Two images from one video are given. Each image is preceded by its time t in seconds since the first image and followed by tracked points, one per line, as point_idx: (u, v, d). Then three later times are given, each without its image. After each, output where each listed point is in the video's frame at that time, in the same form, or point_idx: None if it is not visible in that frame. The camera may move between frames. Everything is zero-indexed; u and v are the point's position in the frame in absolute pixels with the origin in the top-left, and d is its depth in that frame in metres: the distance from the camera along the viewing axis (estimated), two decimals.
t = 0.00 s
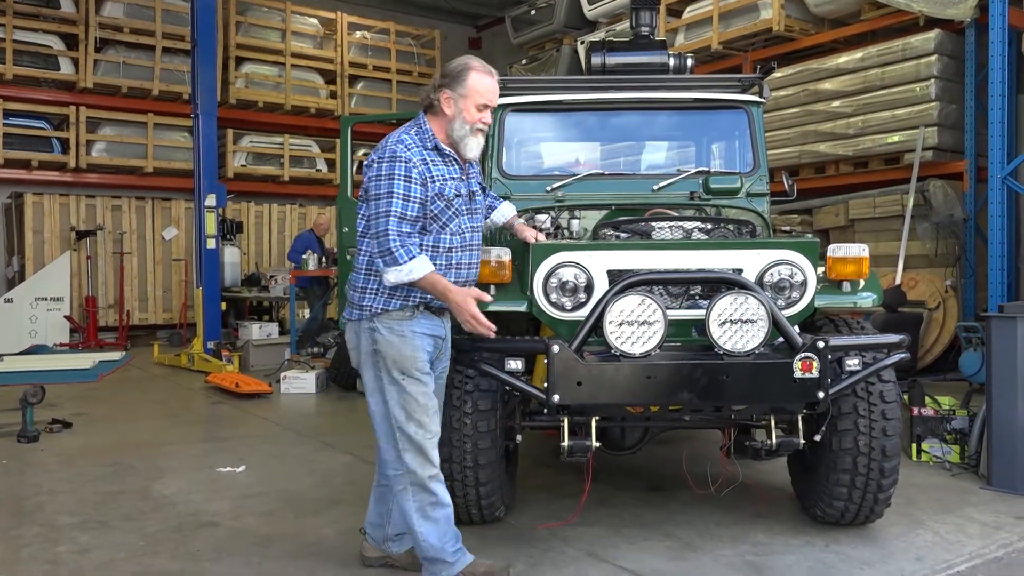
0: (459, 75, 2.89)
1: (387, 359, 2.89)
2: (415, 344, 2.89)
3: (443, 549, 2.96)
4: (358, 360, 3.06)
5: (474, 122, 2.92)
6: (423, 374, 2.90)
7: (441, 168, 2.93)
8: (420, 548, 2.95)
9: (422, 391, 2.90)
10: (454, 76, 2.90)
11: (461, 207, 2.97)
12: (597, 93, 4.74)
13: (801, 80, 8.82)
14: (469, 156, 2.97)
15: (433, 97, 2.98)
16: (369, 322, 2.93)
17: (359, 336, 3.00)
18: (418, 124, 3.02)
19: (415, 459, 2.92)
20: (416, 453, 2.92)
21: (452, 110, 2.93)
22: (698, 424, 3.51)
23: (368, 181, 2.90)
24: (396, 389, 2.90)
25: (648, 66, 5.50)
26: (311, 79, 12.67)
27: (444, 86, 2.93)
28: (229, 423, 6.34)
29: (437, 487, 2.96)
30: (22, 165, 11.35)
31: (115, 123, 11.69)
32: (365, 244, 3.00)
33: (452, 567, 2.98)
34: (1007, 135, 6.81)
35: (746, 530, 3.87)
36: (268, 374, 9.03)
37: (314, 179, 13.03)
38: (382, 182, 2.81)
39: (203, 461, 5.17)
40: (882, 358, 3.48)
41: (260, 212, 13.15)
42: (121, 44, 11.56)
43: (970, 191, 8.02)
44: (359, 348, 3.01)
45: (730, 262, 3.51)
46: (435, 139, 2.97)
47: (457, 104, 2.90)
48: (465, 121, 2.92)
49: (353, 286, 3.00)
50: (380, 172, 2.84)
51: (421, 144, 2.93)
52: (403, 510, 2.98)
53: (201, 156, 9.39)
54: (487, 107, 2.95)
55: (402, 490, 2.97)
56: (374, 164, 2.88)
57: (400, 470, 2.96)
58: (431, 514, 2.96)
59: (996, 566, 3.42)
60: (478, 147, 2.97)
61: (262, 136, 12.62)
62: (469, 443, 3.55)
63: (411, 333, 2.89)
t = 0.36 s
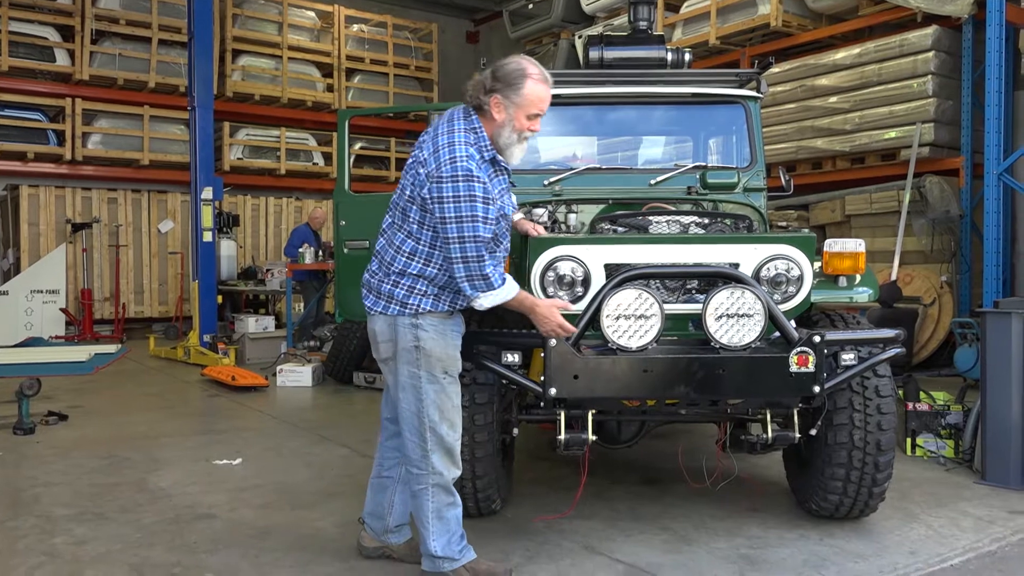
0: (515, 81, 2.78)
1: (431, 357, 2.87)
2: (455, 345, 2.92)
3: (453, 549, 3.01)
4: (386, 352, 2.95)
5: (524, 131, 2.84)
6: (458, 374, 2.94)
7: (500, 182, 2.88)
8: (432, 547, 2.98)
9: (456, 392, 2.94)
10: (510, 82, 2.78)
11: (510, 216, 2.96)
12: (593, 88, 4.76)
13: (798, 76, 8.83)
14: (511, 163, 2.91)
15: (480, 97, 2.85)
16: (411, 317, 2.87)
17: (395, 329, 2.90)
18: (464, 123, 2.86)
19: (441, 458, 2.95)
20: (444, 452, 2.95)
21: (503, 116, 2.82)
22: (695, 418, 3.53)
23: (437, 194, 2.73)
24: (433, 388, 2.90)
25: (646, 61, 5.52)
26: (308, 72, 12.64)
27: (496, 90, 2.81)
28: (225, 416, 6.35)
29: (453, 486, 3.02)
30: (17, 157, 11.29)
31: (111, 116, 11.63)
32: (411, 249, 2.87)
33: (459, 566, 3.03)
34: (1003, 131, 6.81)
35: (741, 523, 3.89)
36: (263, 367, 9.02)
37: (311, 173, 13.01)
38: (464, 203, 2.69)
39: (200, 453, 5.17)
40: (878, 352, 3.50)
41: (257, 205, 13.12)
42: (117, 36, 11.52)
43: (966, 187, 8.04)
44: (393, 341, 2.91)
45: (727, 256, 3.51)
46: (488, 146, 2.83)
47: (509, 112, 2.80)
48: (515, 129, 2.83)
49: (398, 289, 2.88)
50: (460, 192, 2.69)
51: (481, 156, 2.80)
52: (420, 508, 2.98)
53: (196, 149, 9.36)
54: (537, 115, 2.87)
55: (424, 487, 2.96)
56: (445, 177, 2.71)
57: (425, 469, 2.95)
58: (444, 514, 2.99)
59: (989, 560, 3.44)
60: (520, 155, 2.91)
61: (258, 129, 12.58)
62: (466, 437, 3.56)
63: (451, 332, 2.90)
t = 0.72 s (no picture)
0: (571, 101, 2.76)
1: (446, 355, 2.90)
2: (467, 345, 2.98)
3: (453, 545, 3.02)
4: (398, 345, 2.95)
5: (569, 150, 2.83)
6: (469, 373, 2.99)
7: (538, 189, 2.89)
8: (433, 542, 2.99)
9: (465, 391, 2.98)
10: (564, 101, 2.76)
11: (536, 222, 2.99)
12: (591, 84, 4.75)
13: (796, 72, 8.83)
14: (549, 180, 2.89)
15: (530, 109, 2.81)
16: (429, 314, 2.89)
17: (410, 323, 2.91)
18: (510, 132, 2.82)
19: (448, 455, 2.97)
20: (452, 449, 2.97)
21: (551, 133, 2.80)
22: (694, 413, 3.54)
23: (489, 206, 2.71)
24: (446, 385, 2.93)
25: (646, 56, 5.49)
26: (307, 66, 12.64)
27: (548, 105, 2.77)
28: (223, 410, 6.35)
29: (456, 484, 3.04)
30: (16, 151, 11.27)
31: (109, 109, 11.61)
32: (444, 250, 2.86)
33: (458, 562, 3.04)
34: (1002, 127, 6.80)
35: (739, 518, 3.90)
36: (262, 362, 9.03)
37: (309, 167, 13.00)
38: (517, 220, 2.69)
39: (198, 447, 5.18)
40: (876, 349, 3.50)
41: (255, 199, 13.10)
42: (115, 29, 11.50)
43: (964, 184, 8.02)
44: (408, 336, 2.92)
45: (726, 252, 3.52)
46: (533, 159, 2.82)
47: (558, 130, 2.78)
48: (560, 147, 2.82)
49: (426, 288, 2.88)
50: (516, 208, 2.69)
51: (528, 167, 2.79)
52: (424, 504, 2.98)
53: (195, 143, 9.35)
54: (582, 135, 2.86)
55: (429, 483, 2.97)
56: (497, 191, 2.69)
57: (431, 465, 2.96)
58: (447, 511, 3.00)
59: (986, 556, 3.46)
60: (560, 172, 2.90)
61: (256, 123, 12.56)
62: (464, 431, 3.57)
63: (463, 331, 2.95)
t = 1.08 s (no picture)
0: (577, 93, 2.76)
1: (451, 352, 2.90)
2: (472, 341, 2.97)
3: (453, 542, 3.03)
4: (402, 342, 2.94)
5: (577, 143, 2.82)
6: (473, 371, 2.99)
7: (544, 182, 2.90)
8: (433, 539, 3.01)
9: (468, 388, 2.98)
10: (570, 93, 2.76)
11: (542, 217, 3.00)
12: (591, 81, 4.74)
13: (796, 69, 8.83)
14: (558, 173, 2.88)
15: (536, 103, 2.81)
16: (436, 312, 2.89)
17: (415, 320, 2.90)
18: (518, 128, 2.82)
19: (450, 453, 2.98)
20: (454, 446, 2.97)
21: (557, 126, 2.80)
22: (692, 410, 3.54)
23: (501, 201, 2.71)
24: (449, 382, 2.92)
25: (646, 53, 5.50)
26: (306, 62, 12.62)
27: (553, 98, 2.78)
28: (222, 406, 6.35)
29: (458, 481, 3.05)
30: (14, 146, 11.24)
31: (108, 105, 11.59)
32: (453, 246, 2.85)
33: (457, 559, 3.05)
34: (1001, 125, 6.79)
35: (737, 515, 3.91)
36: (260, 358, 9.03)
37: (308, 164, 12.99)
38: (530, 214, 2.70)
39: (197, 443, 5.18)
40: (875, 346, 3.50)
41: (254, 196, 13.09)
42: (114, 24, 11.48)
43: (964, 182, 8.01)
44: (413, 333, 2.91)
45: (725, 249, 3.52)
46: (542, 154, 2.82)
47: (565, 122, 2.78)
48: (568, 140, 2.81)
49: (435, 284, 2.88)
50: (530, 202, 2.70)
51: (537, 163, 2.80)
52: (424, 500, 2.99)
53: (194, 139, 9.35)
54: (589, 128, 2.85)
55: (430, 481, 2.97)
56: (509, 186, 2.70)
57: (433, 462, 2.96)
58: (448, 508, 3.01)
59: (984, 553, 3.46)
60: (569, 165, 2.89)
61: (255, 119, 12.54)
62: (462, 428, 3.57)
63: (469, 329, 2.94)
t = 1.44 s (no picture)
0: (528, 58, 2.77)
1: (442, 346, 2.88)
2: (467, 334, 2.94)
3: (452, 540, 3.03)
4: (395, 340, 2.95)
5: (542, 108, 2.80)
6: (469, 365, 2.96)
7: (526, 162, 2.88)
8: (432, 536, 3.01)
9: (463, 383, 2.95)
10: (523, 60, 2.78)
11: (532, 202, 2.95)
12: (590, 79, 4.74)
13: (796, 67, 8.82)
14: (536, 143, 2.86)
15: (496, 80, 2.86)
16: (426, 307, 2.87)
17: (406, 316, 2.91)
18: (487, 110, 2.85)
19: (445, 448, 2.96)
20: (449, 442, 2.96)
21: (518, 97, 2.82)
22: (691, 408, 3.54)
23: (475, 180, 2.71)
24: (440, 377, 2.90)
25: (646, 50, 5.50)
26: (306, 59, 12.61)
27: (509, 71, 2.81)
28: (221, 403, 6.35)
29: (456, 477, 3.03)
30: (13, 143, 11.22)
31: (107, 101, 11.57)
32: (441, 237, 2.84)
33: (456, 556, 3.06)
34: (1002, 123, 6.78)
35: (736, 513, 3.90)
36: (260, 355, 9.02)
37: (308, 160, 12.98)
38: (503, 186, 2.68)
39: (196, 440, 5.17)
40: (874, 344, 3.50)
41: (253, 192, 13.09)
42: (114, 21, 11.46)
43: (964, 180, 8.01)
44: (405, 329, 2.92)
45: (725, 247, 3.51)
46: (514, 130, 2.83)
47: (523, 91, 2.79)
48: (533, 107, 2.80)
49: (428, 277, 2.86)
50: (504, 175, 2.68)
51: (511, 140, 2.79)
52: (421, 497, 2.99)
53: (194, 135, 9.34)
54: (554, 92, 2.84)
55: (426, 476, 2.96)
56: (480, 163, 2.70)
57: (428, 458, 2.96)
58: (445, 504, 3.00)
59: (983, 551, 3.46)
60: (545, 133, 2.86)
61: (255, 116, 12.53)
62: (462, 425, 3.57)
63: (463, 323, 2.92)
